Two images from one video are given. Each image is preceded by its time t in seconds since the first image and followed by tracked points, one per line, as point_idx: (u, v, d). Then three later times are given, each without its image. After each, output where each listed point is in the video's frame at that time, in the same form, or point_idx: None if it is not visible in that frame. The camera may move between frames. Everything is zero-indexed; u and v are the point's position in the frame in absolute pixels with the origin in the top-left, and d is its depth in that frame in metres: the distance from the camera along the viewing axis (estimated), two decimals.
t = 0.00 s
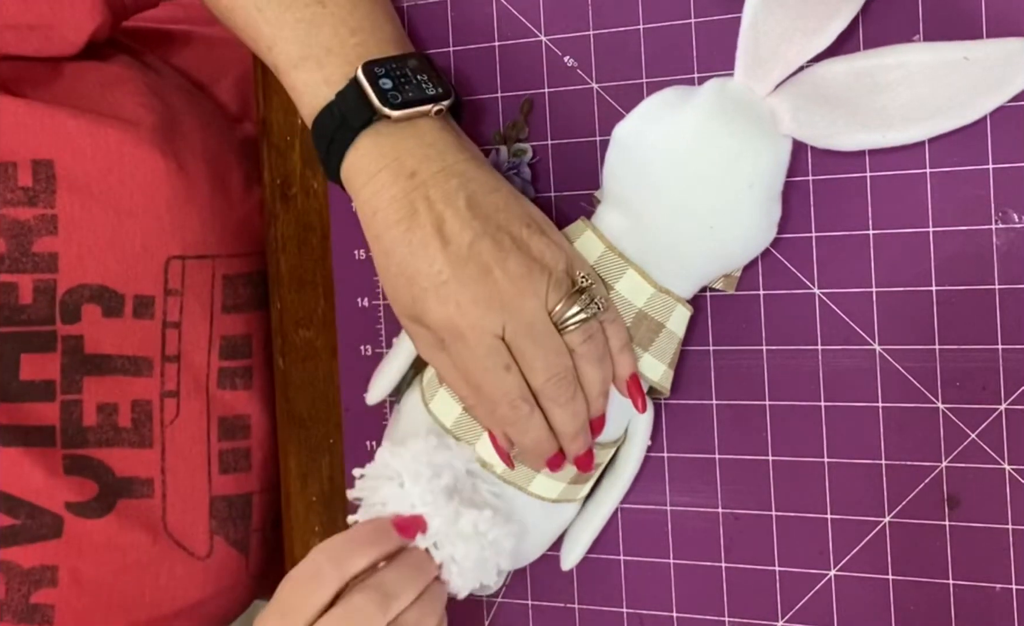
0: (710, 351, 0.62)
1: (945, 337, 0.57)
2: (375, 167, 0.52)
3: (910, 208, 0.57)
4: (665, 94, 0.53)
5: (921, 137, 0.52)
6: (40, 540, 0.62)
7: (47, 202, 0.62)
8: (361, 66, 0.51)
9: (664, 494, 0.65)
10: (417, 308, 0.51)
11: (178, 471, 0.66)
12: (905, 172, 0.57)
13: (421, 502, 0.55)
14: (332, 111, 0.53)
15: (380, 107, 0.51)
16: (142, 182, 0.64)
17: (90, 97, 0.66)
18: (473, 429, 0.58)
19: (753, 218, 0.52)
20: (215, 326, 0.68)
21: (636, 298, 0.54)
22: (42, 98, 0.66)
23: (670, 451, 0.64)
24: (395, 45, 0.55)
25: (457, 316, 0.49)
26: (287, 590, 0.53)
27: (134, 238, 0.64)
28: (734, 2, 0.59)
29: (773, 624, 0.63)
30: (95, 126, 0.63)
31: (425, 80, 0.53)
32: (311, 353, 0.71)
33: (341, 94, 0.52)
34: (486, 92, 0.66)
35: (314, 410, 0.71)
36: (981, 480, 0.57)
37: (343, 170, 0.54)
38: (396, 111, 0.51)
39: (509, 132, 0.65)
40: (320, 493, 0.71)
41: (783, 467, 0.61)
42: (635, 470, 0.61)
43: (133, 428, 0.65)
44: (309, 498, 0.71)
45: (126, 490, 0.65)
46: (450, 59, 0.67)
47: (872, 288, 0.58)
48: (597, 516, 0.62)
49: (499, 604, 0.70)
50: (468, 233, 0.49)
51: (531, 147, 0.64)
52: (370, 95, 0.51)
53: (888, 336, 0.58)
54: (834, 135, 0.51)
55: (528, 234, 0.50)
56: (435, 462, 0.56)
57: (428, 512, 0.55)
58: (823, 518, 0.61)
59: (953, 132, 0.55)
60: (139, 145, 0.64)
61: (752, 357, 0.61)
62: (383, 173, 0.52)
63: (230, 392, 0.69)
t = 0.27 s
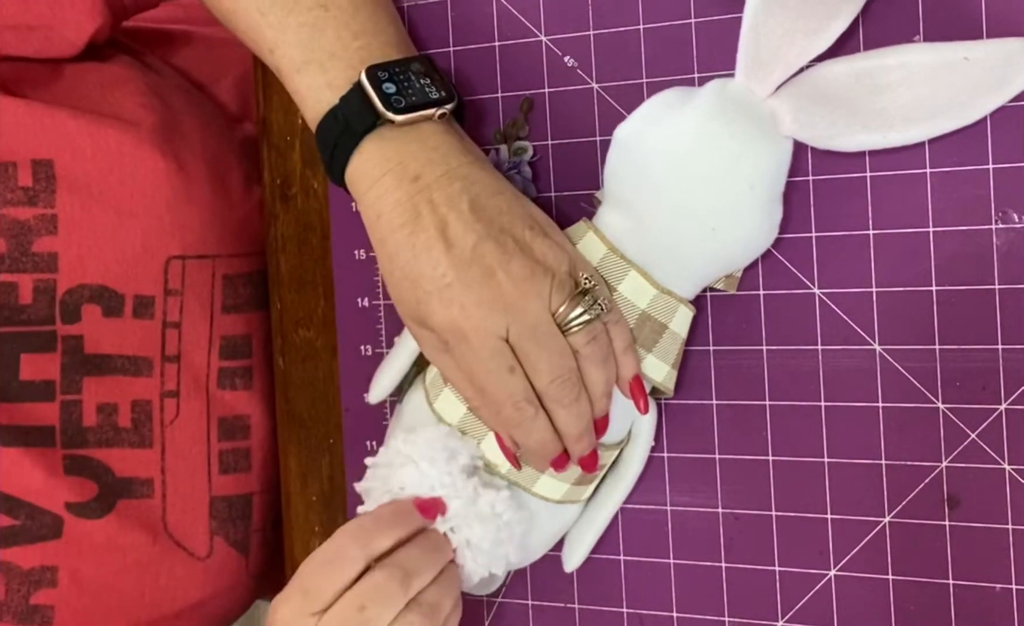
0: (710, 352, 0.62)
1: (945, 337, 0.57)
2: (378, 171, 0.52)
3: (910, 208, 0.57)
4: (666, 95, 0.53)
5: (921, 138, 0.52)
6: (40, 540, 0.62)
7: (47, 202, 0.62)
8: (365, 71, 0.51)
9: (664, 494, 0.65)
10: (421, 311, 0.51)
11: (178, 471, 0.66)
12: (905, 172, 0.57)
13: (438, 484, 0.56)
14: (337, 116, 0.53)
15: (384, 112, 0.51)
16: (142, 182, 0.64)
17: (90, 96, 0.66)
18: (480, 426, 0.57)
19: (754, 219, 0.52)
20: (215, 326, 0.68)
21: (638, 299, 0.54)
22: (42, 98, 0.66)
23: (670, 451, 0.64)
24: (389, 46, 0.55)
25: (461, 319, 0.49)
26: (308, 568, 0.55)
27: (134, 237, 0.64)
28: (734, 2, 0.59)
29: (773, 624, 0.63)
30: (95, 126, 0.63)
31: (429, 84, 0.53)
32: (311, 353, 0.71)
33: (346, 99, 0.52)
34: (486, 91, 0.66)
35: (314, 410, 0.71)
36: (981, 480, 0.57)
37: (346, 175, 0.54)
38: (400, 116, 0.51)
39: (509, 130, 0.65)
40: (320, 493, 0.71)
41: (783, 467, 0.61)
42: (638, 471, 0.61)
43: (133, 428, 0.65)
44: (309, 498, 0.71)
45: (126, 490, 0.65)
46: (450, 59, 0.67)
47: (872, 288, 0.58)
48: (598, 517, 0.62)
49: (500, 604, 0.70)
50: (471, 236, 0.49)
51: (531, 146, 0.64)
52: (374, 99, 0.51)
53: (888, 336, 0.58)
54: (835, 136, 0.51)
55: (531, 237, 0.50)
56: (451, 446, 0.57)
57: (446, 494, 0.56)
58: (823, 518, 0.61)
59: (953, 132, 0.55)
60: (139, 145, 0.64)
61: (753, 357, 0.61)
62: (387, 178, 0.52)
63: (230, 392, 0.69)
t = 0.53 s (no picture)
0: (710, 352, 0.62)
1: (945, 337, 0.57)
2: (378, 170, 0.52)
3: (910, 208, 0.57)
4: (666, 95, 0.53)
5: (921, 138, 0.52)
6: (40, 539, 0.62)
7: (48, 202, 0.62)
8: (366, 70, 0.52)
9: (664, 494, 0.65)
10: (421, 312, 0.50)
11: (178, 470, 0.66)
12: (904, 172, 0.57)
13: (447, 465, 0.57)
14: (337, 115, 0.53)
15: (385, 111, 0.51)
16: (141, 181, 0.64)
17: (90, 95, 0.66)
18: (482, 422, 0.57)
19: (754, 217, 0.52)
20: (216, 325, 0.68)
21: (638, 298, 0.54)
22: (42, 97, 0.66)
23: (670, 451, 0.64)
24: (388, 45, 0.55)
25: (460, 320, 0.48)
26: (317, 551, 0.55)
27: (134, 236, 0.64)
28: (733, 2, 0.59)
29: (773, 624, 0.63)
30: (95, 125, 0.63)
31: (432, 84, 0.53)
32: (311, 353, 0.71)
33: (347, 98, 0.52)
34: (486, 91, 0.66)
35: (314, 411, 0.71)
36: (981, 480, 0.57)
37: (344, 172, 0.54)
38: (401, 115, 0.51)
39: (509, 127, 0.64)
40: (320, 493, 0.71)
41: (783, 467, 0.61)
42: (637, 471, 0.62)
43: (133, 428, 0.65)
44: (309, 498, 0.71)
45: (127, 490, 0.64)
46: (450, 59, 0.67)
47: (872, 288, 0.58)
48: (597, 516, 0.62)
49: (500, 604, 0.70)
50: (471, 237, 0.49)
51: (531, 143, 0.64)
52: (375, 98, 0.51)
53: (888, 336, 0.58)
54: (835, 136, 0.51)
55: (532, 239, 0.50)
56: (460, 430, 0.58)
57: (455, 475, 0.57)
58: (823, 518, 0.61)
59: (953, 132, 0.55)
60: (139, 144, 0.64)
61: (753, 357, 0.61)
62: (387, 176, 0.52)
63: (231, 391, 0.69)
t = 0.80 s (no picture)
0: (710, 351, 0.62)
1: (945, 336, 0.57)
2: (357, 155, 0.53)
3: (910, 208, 0.57)
4: (657, 90, 0.54)
5: (914, 133, 0.52)
6: (42, 539, 0.62)
7: (48, 205, 0.63)
8: (349, 55, 0.53)
9: (664, 494, 0.65)
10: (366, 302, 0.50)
11: (179, 472, 0.66)
12: (904, 171, 0.57)
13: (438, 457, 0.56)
14: (318, 98, 0.54)
15: (366, 96, 0.52)
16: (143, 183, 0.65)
17: (90, 97, 0.66)
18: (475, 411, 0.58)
19: (730, 216, 0.52)
20: (216, 326, 0.69)
21: (620, 288, 0.54)
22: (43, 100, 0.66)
23: (669, 451, 0.64)
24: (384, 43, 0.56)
25: (403, 323, 0.48)
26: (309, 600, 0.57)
27: (135, 239, 0.65)
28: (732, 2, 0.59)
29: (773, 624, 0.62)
30: (95, 128, 0.64)
31: (414, 76, 0.55)
32: (311, 353, 0.71)
33: (329, 82, 0.53)
34: (486, 92, 0.66)
35: (314, 410, 0.71)
36: (982, 480, 0.57)
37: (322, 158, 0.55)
38: (383, 100, 0.52)
39: (512, 124, 0.64)
40: (320, 493, 0.71)
41: (783, 467, 0.61)
42: (629, 470, 0.61)
43: (136, 432, 0.65)
44: (309, 498, 0.71)
45: (129, 493, 0.64)
46: (450, 59, 0.67)
47: (872, 288, 0.58)
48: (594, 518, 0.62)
49: (500, 603, 0.70)
50: (438, 249, 0.50)
51: (532, 140, 0.64)
52: (357, 83, 0.52)
53: (888, 335, 0.58)
54: (823, 127, 0.51)
55: (495, 271, 0.51)
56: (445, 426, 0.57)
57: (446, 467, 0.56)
58: (823, 518, 0.61)
59: (954, 131, 0.55)
60: (140, 148, 0.65)
61: (753, 356, 0.61)
62: (365, 162, 0.52)
63: (231, 393, 0.70)
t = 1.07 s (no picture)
0: (710, 351, 0.62)
1: (945, 336, 0.57)
2: (363, 144, 0.53)
3: (910, 208, 0.57)
4: (658, 87, 0.54)
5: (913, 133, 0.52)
6: (51, 540, 0.61)
7: (54, 209, 0.62)
8: (355, 46, 0.53)
9: (664, 494, 0.65)
10: (369, 290, 0.50)
11: (187, 475, 0.66)
12: (903, 171, 0.57)
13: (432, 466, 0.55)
14: (323, 88, 0.54)
15: (373, 85, 0.52)
16: (149, 186, 0.65)
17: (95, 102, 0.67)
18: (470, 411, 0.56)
19: (729, 219, 0.52)
20: (222, 329, 0.69)
21: (619, 286, 0.55)
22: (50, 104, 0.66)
23: (669, 451, 0.64)
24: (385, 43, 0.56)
25: (408, 314, 0.48)
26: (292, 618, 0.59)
27: (141, 242, 0.65)
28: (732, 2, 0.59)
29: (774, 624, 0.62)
30: (102, 132, 0.64)
31: (419, 65, 0.55)
32: (311, 352, 0.71)
33: (334, 72, 0.53)
34: (486, 92, 0.66)
35: (314, 410, 0.72)
36: (982, 481, 0.57)
37: (327, 149, 0.55)
38: (390, 89, 0.53)
39: (514, 123, 0.65)
40: (320, 493, 0.71)
41: (783, 467, 0.61)
42: (628, 471, 0.61)
43: (144, 436, 0.64)
44: (310, 500, 0.72)
45: (137, 496, 0.64)
46: (451, 59, 0.67)
47: (872, 288, 0.58)
48: (595, 524, 0.62)
49: (500, 604, 0.70)
50: (444, 240, 0.49)
51: (534, 140, 0.65)
52: (363, 72, 0.53)
53: (888, 335, 0.58)
54: (822, 127, 0.51)
55: (499, 265, 0.51)
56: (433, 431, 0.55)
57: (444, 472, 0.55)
58: (823, 518, 0.61)
59: (954, 130, 0.55)
60: (145, 152, 0.65)
61: (753, 356, 0.61)
62: (371, 151, 0.52)
63: (237, 395, 0.70)
